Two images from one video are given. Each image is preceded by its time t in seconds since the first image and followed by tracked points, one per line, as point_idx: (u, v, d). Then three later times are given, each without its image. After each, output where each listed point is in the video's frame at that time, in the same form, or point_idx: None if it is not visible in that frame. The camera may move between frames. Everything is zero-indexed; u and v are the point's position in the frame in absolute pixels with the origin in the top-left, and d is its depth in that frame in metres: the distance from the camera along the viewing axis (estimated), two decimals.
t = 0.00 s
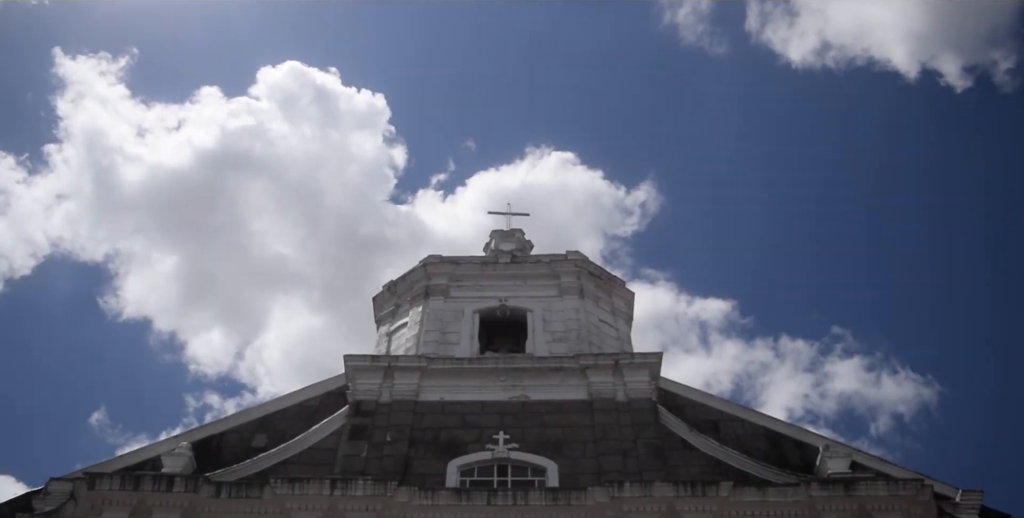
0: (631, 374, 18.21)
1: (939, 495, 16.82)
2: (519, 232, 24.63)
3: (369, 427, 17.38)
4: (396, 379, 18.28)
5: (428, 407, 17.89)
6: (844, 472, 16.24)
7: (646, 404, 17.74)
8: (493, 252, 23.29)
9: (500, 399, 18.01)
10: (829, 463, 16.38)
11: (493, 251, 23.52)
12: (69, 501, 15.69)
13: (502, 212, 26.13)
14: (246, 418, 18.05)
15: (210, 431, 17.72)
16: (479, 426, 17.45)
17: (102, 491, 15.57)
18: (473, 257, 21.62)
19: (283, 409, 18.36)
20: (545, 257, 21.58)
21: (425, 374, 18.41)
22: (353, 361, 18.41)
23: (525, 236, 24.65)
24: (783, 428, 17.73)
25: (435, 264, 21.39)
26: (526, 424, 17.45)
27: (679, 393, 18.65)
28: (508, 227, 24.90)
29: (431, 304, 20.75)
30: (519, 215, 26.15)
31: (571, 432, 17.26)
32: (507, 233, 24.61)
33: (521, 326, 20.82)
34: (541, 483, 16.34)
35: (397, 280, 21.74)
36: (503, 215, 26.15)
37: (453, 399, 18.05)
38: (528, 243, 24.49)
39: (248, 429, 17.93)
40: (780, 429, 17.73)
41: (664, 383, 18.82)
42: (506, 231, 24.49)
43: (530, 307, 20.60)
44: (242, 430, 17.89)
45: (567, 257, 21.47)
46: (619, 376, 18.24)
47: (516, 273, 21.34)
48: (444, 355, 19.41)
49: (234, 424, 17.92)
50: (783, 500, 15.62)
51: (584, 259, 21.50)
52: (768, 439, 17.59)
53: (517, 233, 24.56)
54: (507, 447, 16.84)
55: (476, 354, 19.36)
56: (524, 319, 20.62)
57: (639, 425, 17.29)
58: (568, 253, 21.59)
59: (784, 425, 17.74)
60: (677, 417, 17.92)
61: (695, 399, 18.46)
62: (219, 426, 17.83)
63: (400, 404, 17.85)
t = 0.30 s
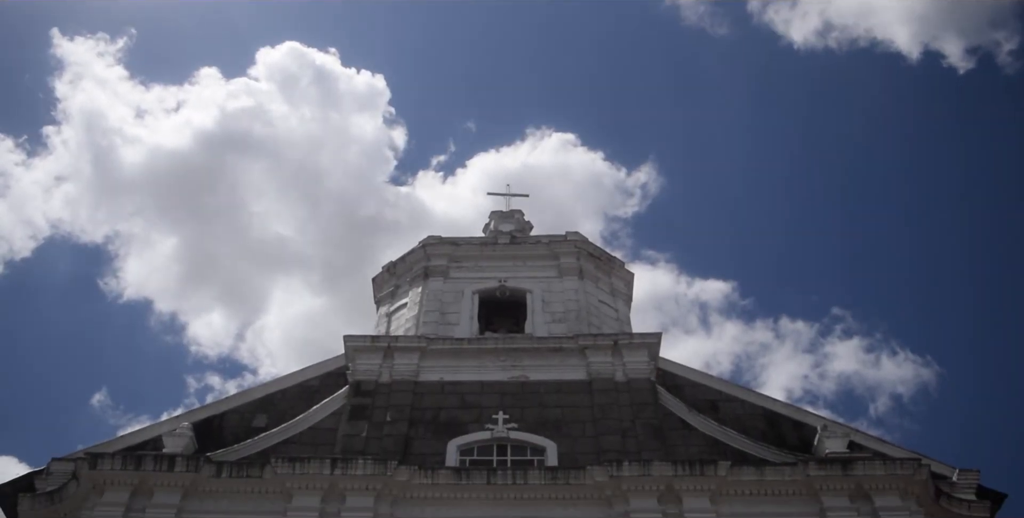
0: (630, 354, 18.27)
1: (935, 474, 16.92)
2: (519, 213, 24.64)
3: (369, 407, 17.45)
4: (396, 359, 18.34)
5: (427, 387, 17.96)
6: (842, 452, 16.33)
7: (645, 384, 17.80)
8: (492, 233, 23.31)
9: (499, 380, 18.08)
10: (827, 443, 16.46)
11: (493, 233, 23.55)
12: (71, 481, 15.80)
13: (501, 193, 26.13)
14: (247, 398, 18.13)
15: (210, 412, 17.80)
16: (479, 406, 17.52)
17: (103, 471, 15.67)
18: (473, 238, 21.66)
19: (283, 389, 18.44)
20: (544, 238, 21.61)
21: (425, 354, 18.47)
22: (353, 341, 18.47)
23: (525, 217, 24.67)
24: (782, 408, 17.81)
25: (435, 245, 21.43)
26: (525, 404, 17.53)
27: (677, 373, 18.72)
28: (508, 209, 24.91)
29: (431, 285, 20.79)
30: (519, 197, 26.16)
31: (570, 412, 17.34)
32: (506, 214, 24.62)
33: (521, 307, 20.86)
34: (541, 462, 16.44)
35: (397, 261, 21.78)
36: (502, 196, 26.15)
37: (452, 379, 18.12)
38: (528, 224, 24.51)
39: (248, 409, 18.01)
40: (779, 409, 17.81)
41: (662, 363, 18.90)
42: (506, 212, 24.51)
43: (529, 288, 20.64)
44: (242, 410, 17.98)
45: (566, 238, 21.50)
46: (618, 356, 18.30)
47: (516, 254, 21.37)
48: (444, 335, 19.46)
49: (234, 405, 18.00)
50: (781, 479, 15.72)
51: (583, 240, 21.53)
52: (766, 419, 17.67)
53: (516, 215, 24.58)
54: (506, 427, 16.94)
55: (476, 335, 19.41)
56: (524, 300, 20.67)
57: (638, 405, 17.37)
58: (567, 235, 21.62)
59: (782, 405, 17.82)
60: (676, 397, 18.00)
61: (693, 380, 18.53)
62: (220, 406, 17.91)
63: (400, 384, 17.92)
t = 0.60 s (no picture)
0: (629, 334, 18.31)
1: (932, 453, 17.00)
2: (518, 193, 24.63)
3: (369, 386, 17.51)
4: (396, 339, 18.40)
5: (427, 367, 18.02)
6: (840, 431, 16.41)
7: (644, 364, 17.86)
8: (492, 213, 23.31)
9: (498, 359, 18.14)
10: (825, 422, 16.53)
11: (492, 213, 23.54)
12: (72, 460, 15.89)
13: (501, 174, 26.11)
14: (247, 378, 18.19)
15: (210, 391, 17.86)
16: (479, 385, 17.59)
17: (104, 450, 15.76)
18: (472, 218, 21.67)
19: (283, 369, 18.50)
20: (544, 218, 21.62)
21: (424, 333, 18.52)
22: (352, 321, 18.51)
23: (524, 197, 24.66)
24: (780, 388, 17.88)
25: (434, 225, 21.44)
26: (524, 383, 17.59)
27: (676, 352, 18.77)
28: (507, 189, 24.89)
29: (430, 265, 20.81)
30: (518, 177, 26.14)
31: (569, 391, 17.41)
32: (506, 194, 24.61)
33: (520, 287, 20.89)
34: (540, 441, 16.53)
35: (396, 241, 21.79)
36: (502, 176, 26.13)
37: (452, 359, 18.18)
38: (527, 204, 24.50)
39: (248, 388, 18.08)
40: (777, 388, 17.88)
41: (661, 343, 18.96)
42: (505, 192, 24.50)
43: (528, 268, 20.67)
44: (242, 390, 18.05)
45: (566, 218, 21.52)
46: (617, 335, 18.34)
47: (516, 234, 21.39)
48: (443, 315, 19.50)
49: (234, 384, 18.07)
50: (779, 459, 15.81)
51: (583, 220, 21.54)
52: (765, 399, 17.74)
53: (516, 195, 24.57)
54: (506, 406, 17.02)
55: (475, 315, 19.45)
56: (523, 280, 20.69)
57: (637, 384, 17.43)
58: (567, 214, 21.62)
59: (781, 385, 17.89)
60: (675, 376, 18.06)
61: (692, 359, 18.59)
62: (220, 385, 17.97)
63: (400, 364, 17.97)
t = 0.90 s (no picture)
0: (629, 313, 18.33)
1: (930, 433, 17.06)
2: (518, 173, 24.60)
3: (369, 365, 17.54)
4: (396, 318, 18.42)
5: (427, 346, 18.05)
6: (838, 410, 16.46)
7: (643, 343, 17.89)
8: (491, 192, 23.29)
9: (498, 338, 18.17)
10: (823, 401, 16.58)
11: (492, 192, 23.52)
12: (74, 439, 15.95)
13: (500, 153, 26.07)
14: (247, 357, 18.23)
15: (210, 370, 17.90)
16: (478, 364, 17.63)
17: (105, 429, 15.82)
18: (472, 197, 21.66)
19: (283, 348, 18.53)
20: (544, 197, 21.61)
21: (424, 313, 18.54)
22: (352, 300, 18.53)
23: (524, 177, 24.63)
24: (779, 367, 17.91)
25: (434, 204, 21.43)
26: (523, 362, 17.63)
27: (675, 331, 18.80)
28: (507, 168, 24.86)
29: (430, 244, 20.80)
30: (518, 156, 26.10)
31: (569, 370, 17.45)
32: (505, 173, 24.58)
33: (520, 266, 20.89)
34: (539, 420, 16.58)
35: (395, 221, 21.78)
36: (501, 156, 26.09)
37: (452, 338, 18.21)
38: (527, 183, 24.48)
39: (247, 367, 18.11)
40: (776, 367, 17.91)
41: (660, 322, 18.99)
42: (505, 172, 24.47)
43: (528, 247, 20.66)
44: (242, 368, 18.08)
45: (566, 198, 21.51)
46: (617, 315, 18.36)
47: (515, 214, 21.38)
48: (443, 294, 19.50)
49: (235, 363, 18.11)
50: (777, 438, 15.87)
51: (582, 200, 21.53)
52: (764, 378, 17.78)
53: (515, 174, 24.54)
54: (505, 385, 17.07)
55: (475, 294, 19.46)
56: (523, 259, 20.69)
57: (636, 363, 17.46)
58: (566, 194, 21.61)
59: (780, 364, 17.92)
60: (674, 355, 18.09)
61: (691, 338, 18.62)
62: (220, 365, 18.01)
63: (399, 343, 17.99)
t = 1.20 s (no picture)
0: (628, 292, 18.35)
1: (928, 413, 17.12)
2: (518, 152, 24.57)
3: (369, 344, 17.58)
4: (396, 297, 18.44)
5: (426, 325, 18.08)
6: (837, 390, 16.51)
7: (642, 322, 17.91)
8: (491, 171, 23.27)
9: (497, 318, 18.20)
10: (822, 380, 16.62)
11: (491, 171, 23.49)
12: (75, 417, 16.02)
13: (500, 132, 26.02)
14: (247, 335, 18.27)
15: (211, 349, 17.95)
16: (478, 343, 17.67)
17: (106, 408, 15.87)
18: (471, 177, 21.64)
19: (283, 327, 18.56)
20: (543, 177, 21.59)
21: (424, 292, 18.56)
22: (352, 279, 18.54)
23: (524, 155, 24.59)
24: (779, 346, 17.95)
25: (433, 184, 21.42)
26: (523, 342, 17.66)
27: (675, 311, 18.82)
28: (506, 147, 24.81)
29: (429, 224, 20.79)
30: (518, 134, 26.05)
31: (568, 349, 17.49)
32: (505, 152, 24.54)
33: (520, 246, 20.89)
34: (538, 399, 16.64)
35: (395, 200, 21.78)
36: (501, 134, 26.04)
37: (451, 317, 18.23)
38: (527, 162, 24.45)
39: (248, 346, 18.16)
40: (775, 346, 17.96)
41: (660, 302, 19.01)
42: (504, 151, 24.44)
43: (527, 227, 20.66)
44: (242, 347, 18.13)
45: (565, 177, 21.49)
46: (617, 294, 18.38)
47: (515, 193, 21.36)
48: (443, 273, 19.51)
49: (235, 342, 18.15)
50: (775, 417, 15.93)
51: (582, 179, 21.51)
52: (763, 357, 17.82)
53: (515, 153, 24.51)
54: (505, 364, 17.12)
55: (475, 273, 19.48)
56: (522, 238, 20.69)
57: (635, 342, 17.50)
58: (566, 174, 21.59)
59: (779, 343, 17.96)
60: (673, 335, 18.12)
61: (690, 318, 18.64)
62: (220, 344, 18.05)
63: (399, 322, 18.02)
